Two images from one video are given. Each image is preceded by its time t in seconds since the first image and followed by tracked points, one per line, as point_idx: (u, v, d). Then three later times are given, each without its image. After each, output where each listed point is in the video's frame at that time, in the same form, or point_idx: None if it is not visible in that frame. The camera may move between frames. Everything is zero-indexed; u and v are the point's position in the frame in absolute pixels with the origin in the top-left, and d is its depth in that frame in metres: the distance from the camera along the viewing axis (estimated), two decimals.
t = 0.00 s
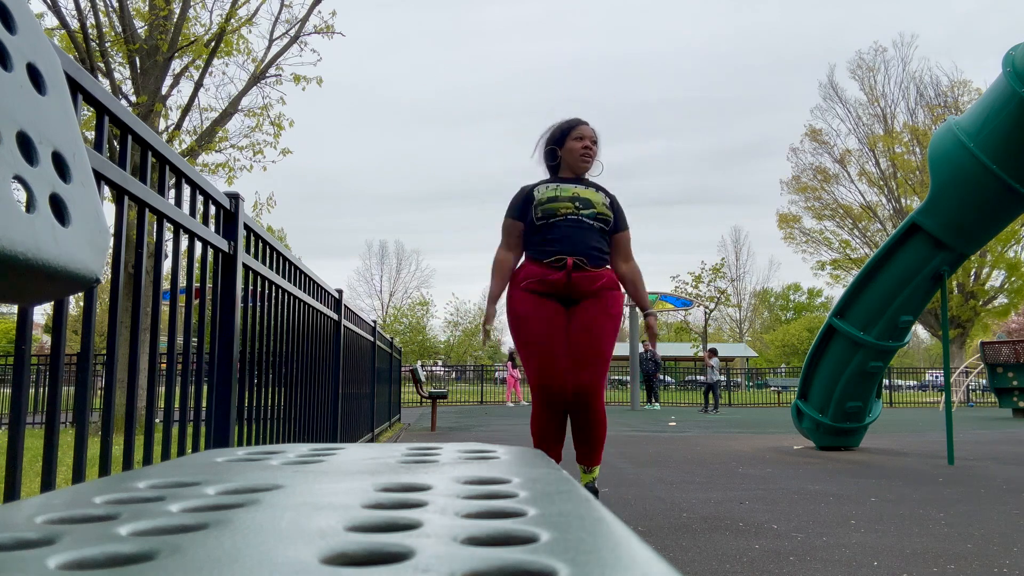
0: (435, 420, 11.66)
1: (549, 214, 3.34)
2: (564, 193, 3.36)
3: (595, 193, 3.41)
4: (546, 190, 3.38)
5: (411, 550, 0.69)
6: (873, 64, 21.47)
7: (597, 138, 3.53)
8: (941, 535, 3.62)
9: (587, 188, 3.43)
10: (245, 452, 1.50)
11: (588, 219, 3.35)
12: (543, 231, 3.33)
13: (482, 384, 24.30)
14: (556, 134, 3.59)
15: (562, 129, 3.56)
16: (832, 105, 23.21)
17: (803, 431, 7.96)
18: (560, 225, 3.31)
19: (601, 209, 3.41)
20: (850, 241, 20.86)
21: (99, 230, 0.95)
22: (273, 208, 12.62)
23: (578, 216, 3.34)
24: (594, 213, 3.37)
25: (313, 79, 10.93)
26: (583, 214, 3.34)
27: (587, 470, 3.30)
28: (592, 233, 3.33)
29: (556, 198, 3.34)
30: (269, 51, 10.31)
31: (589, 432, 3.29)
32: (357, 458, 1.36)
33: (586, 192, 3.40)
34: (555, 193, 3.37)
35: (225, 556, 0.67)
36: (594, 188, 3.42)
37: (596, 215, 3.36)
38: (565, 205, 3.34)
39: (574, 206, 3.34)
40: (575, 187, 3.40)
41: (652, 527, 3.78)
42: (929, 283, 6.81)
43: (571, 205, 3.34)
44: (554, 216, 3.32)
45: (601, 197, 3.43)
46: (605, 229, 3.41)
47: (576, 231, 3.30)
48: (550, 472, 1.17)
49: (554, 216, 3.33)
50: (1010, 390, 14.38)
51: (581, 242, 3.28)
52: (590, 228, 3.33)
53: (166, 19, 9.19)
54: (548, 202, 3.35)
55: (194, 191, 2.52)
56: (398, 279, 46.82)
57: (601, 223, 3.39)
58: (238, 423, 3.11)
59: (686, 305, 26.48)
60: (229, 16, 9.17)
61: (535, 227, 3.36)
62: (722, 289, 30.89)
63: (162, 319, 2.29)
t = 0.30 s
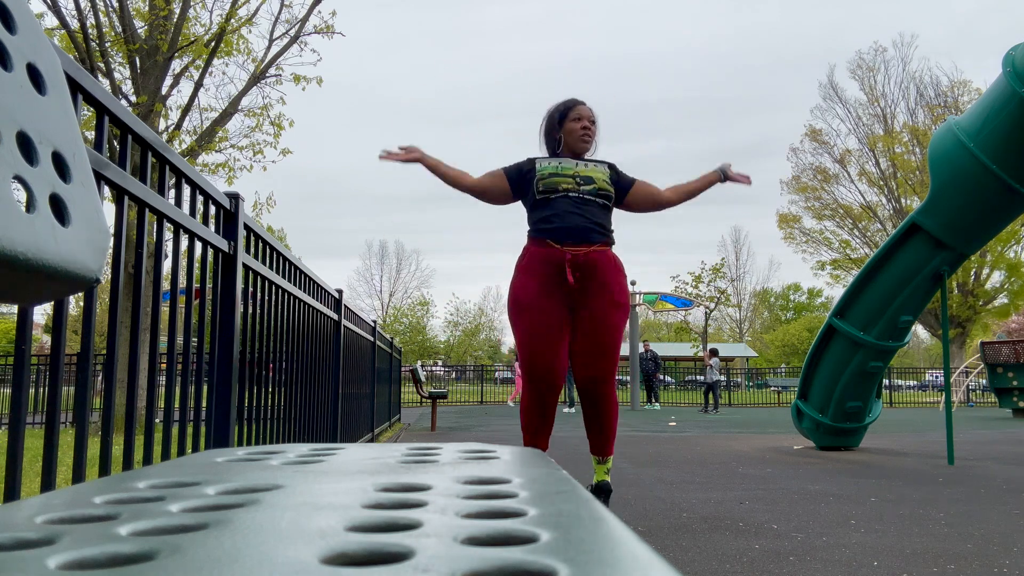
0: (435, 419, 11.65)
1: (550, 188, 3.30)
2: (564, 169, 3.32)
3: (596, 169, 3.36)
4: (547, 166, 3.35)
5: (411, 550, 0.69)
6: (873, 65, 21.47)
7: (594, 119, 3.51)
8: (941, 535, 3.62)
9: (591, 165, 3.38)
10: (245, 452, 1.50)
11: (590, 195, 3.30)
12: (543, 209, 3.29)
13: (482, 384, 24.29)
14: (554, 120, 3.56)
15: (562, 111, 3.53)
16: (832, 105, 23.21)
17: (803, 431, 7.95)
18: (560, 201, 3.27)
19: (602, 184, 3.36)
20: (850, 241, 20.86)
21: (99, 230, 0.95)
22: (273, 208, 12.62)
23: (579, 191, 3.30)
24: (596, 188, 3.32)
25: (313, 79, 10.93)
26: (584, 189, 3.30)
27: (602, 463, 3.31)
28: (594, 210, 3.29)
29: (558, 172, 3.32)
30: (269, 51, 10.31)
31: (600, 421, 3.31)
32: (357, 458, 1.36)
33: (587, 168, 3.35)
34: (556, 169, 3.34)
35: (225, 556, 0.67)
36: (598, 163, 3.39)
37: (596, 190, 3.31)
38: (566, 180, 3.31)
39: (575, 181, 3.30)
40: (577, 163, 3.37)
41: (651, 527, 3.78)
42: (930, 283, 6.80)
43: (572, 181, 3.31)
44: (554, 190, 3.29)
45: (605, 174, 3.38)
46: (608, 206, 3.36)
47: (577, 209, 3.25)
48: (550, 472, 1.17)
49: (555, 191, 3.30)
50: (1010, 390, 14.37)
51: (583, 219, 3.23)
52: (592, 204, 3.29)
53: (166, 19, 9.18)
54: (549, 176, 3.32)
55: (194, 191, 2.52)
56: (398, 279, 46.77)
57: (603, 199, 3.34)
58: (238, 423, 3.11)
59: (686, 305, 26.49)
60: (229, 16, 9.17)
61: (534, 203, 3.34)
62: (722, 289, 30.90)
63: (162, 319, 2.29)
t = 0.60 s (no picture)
0: (434, 420, 11.64)
1: (553, 245, 3.27)
2: (569, 223, 3.29)
3: (599, 223, 3.35)
4: (553, 217, 3.30)
5: (411, 550, 0.69)
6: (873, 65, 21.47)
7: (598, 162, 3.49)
8: (941, 535, 3.61)
9: (594, 215, 3.36)
10: (245, 452, 1.50)
11: (594, 254, 3.29)
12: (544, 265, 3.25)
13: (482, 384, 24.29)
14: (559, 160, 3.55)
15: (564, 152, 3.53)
16: (831, 105, 23.22)
17: (803, 431, 7.95)
18: (564, 261, 3.24)
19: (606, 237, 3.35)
20: (850, 241, 20.87)
21: (99, 231, 0.95)
22: (273, 208, 12.62)
23: (583, 249, 3.28)
24: (600, 243, 3.31)
25: (313, 79, 10.93)
26: (588, 246, 3.28)
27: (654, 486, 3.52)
28: (596, 269, 3.26)
29: (561, 229, 3.27)
30: (269, 51, 10.31)
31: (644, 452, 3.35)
32: (357, 458, 1.36)
33: (592, 221, 3.34)
34: (560, 223, 3.29)
35: (225, 556, 0.67)
36: (599, 213, 3.36)
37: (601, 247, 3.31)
38: (569, 236, 3.27)
39: (579, 239, 3.28)
40: (582, 215, 3.34)
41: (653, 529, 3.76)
42: (929, 283, 6.81)
43: (576, 237, 3.28)
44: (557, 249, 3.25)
45: (607, 224, 3.36)
46: (611, 260, 3.35)
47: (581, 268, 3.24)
48: (550, 473, 1.17)
49: (558, 249, 3.26)
50: (1010, 390, 14.36)
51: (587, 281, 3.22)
52: (594, 263, 3.27)
53: (166, 19, 9.18)
54: (554, 232, 3.27)
55: (194, 191, 2.52)
56: (398, 279, 46.75)
57: (606, 254, 3.33)
58: (238, 423, 3.10)
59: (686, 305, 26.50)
60: (229, 15, 9.17)
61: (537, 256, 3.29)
62: (722, 289, 30.91)
63: (162, 319, 2.29)
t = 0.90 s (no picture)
0: (435, 420, 11.65)
1: (552, 175, 3.28)
2: (569, 157, 3.32)
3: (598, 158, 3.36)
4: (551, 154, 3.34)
5: (411, 551, 0.69)
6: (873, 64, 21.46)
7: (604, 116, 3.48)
8: (941, 535, 3.61)
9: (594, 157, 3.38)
10: (245, 452, 1.50)
11: (592, 184, 3.30)
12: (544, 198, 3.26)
13: (482, 384, 24.28)
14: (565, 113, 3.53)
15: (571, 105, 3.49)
16: (831, 105, 23.22)
17: (803, 431, 7.95)
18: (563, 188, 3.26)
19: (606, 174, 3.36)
20: (850, 242, 20.87)
21: (99, 230, 0.95)
22: (273, 208, 12.63)
23: (581, 179, 3.29)
24: (599, 176, 3.32)
25: (313, 79, 10.93)
26: (587, 177, 3.29)
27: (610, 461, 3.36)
28: (595, 199, 3.28)
29: (559, 159, 3.30)
30: (269, 51, 10.31)
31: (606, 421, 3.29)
32: (357, 459, 1.36)
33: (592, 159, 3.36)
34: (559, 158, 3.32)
35: (225, 557, 0.67)
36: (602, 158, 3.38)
37: (600, 177, 3.31)
38: (569, 167, 3.29)
39: (578, 168, 3.30)
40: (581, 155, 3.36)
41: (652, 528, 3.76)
42: (930, 282, 6.80)
43: (575, 167, 3.30)
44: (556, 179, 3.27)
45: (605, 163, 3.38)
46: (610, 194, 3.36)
47: (580, 197, 3.25)
48: (550, 472, 1.17)
49: (557, 178, 3.27)
50: (1010, 390, 14.36)
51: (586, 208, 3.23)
52: (595, 193, 3.28)
53: (166, 19, 9.18)
54: (552, 163, 3.30)
55: (194, 191, 2.52)
56: (398, 279, 46.72)
57: (605, 187, 3.34)
58: (238, 423, 3.11)
59: (686, 305, 26.53)
60: (229, 16, 9.17)
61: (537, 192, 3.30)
62: (722, 289, 30.92)
63: (162, 320, 2.29)
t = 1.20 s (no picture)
0: (435, 419, 11.66)
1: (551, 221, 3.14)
2: (568, 199, 3.14)
3: (601, 198, 3.16)
4: (549, 195, 3.16)
5: (411, 550, 0.69)
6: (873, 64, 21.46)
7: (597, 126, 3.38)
8: (942, 535, 3.61)
9: (597, 191, 3.19)
10: (245, 452, 1.50)
11: (595, 227, 3.14)
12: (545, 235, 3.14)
13: (482, 384, 24.28)
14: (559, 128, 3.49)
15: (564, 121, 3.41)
16: (831, 105, 23.22)
17: (803, 431, 7.95)
18: (562, 231, 3.11)
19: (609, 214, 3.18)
20: (850, 242, 20.87)
21: (99, 230, 0.95)
22: (273, 208, 12.63)
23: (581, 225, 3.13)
24: (602, 219, 3.15)
25: (313, 79, 10.94)
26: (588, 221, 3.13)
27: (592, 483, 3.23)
28: (597, 240, 3.11)
29: (557, 206, 3.13)
30: (269, 51, 10.32)
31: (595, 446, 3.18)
32: (357, 458, 1.36)
33: (594, 196, 3.17)
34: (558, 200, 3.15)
35: (224, 556, 0.67)
36: (604, 190, 3.19)
37: (603, 222, 3.14)
38: (568, 211, 3.13)
39: (578, 213, 3.13)
40: (583, 189, 3.18)
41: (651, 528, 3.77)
42: (929, 283, 6.80)
43: (575, 212, 3.13)
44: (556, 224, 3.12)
45: (610, 199, 3.19)
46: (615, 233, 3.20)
47: (581, 238, 3.09)
48: (550, 472, 1.17)
49: (556, 224, 3.13)
50: (1010, 390, 14.36)
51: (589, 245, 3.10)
52: (597, 235, 3.13)
53: (166, 19, 9.18)
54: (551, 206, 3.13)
55: (194, 191, 2.52)
56: (398, 279, 46.72)
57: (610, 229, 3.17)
58: (238, 423, 3.11)
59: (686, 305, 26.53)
60: (229, 16, 9.17)
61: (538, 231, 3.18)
62: (722, 288, 30.90)
63: (162, 320, 2.29)
